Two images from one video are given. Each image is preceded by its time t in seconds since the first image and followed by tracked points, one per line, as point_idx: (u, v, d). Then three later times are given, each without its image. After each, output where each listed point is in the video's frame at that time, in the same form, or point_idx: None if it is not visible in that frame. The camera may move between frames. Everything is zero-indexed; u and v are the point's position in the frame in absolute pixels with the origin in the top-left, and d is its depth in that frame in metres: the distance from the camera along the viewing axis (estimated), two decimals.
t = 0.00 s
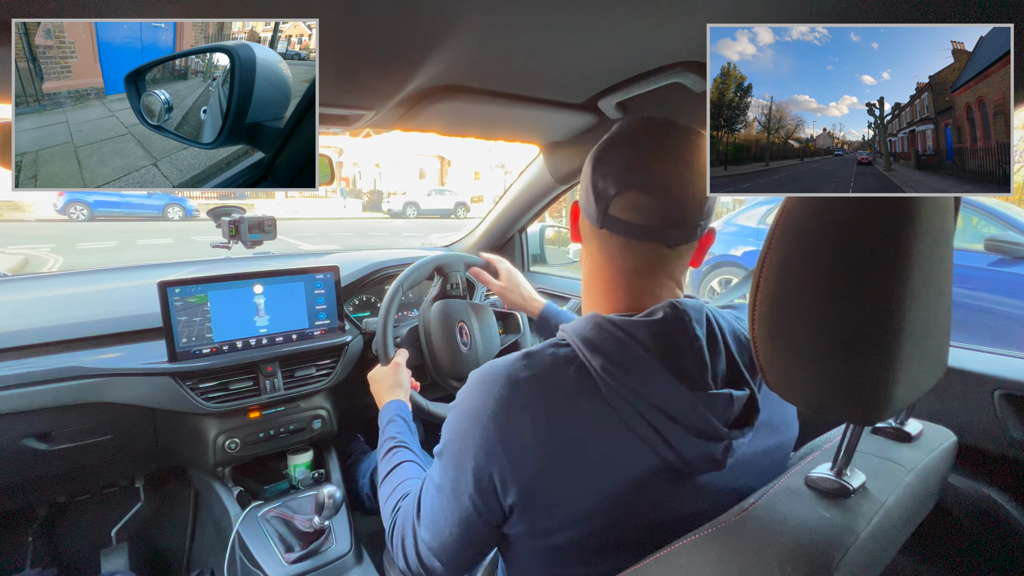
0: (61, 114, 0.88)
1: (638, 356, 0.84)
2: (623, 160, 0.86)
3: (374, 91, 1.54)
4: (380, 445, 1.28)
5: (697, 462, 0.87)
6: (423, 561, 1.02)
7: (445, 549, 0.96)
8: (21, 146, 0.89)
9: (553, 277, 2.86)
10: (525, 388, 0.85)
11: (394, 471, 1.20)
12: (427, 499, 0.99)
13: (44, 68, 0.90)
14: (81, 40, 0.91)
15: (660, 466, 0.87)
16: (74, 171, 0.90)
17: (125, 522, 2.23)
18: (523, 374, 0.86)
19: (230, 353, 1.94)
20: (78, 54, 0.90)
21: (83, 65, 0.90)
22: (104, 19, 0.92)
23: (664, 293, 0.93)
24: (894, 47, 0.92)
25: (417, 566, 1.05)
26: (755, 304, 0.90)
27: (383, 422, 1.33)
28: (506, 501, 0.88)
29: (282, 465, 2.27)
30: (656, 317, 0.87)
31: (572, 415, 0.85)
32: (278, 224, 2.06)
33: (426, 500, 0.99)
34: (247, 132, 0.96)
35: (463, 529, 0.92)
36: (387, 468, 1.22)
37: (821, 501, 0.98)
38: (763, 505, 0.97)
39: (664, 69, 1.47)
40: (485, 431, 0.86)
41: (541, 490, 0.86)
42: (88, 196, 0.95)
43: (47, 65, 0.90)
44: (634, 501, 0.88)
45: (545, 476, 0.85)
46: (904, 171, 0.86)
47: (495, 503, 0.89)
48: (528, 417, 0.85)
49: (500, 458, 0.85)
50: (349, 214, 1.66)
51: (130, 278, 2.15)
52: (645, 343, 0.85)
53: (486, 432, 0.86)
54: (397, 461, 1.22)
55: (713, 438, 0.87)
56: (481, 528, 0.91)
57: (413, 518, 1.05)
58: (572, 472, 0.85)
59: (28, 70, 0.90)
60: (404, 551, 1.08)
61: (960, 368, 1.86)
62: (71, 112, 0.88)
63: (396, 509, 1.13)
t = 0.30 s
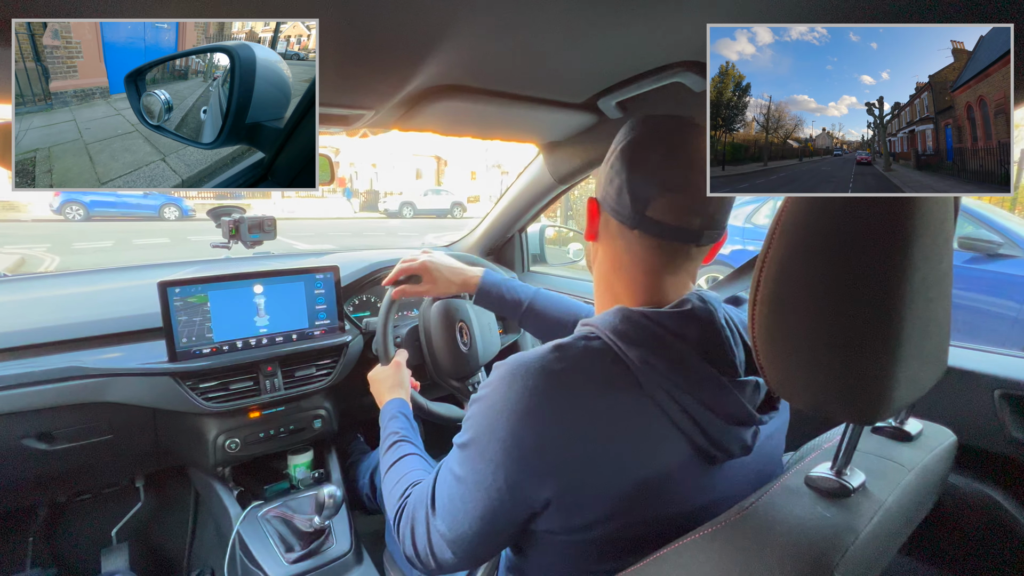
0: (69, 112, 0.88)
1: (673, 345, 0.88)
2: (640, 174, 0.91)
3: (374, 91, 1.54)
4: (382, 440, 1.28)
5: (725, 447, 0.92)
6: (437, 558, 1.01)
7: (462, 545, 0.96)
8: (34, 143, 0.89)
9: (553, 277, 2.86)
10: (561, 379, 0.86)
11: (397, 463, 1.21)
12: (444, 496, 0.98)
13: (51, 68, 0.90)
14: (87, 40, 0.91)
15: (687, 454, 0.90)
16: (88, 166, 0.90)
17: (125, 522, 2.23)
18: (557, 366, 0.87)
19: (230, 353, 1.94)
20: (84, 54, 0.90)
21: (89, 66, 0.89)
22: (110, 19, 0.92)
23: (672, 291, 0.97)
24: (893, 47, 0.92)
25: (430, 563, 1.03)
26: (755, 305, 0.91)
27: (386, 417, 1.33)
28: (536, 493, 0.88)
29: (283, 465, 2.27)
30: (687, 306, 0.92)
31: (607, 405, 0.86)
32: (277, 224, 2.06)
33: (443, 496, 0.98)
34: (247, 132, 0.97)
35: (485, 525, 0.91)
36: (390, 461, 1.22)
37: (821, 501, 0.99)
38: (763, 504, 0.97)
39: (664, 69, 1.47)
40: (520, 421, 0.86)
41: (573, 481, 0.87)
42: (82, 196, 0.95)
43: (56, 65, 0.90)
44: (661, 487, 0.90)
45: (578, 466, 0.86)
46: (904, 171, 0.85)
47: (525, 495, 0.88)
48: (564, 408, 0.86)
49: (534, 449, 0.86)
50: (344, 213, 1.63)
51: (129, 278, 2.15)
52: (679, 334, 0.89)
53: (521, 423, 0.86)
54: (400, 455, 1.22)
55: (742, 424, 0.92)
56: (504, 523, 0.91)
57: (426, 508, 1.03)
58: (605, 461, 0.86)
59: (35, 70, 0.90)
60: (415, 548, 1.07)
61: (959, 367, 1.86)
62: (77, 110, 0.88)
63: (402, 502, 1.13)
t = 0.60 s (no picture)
0: (77, 110, 0.88)
1: (695, 342, 0.93)
2: (685, 182, 0.95)
3: (374, 91, 1.54)
4: (390, 437, 1.28)
5: (743, 441, 0.97)
6: (451, 557, 1.02)
7: (478, 544, 0.96)
8: (47, 139, 0.89)
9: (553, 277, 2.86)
10: (587, 377, 0.89)
11: (405, 459, 1.21)
12: (462, 494, 0.99)
13: (56, 68, 0.90)
14: (92, 41, 0.91)
15: (699, 451, 0.94)
16: (100, 162, 0.90)
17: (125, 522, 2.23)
18: (583, 366, 0.90)
19: (230, 353, 1.94)
20: (90, 54, 0.90)
21: (94, 65, 0.89)
22: (115, 20, 0.92)
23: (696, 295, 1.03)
24: (892, 47, 0.91)
25: (444, 562, 1.04)
26: (755, 304, 0.91)
27: (393, 417, 1.32)
28: (556, 490, 0.90)
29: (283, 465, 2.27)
30: (708, 305, 0.98)
31: (630, 404, 0.89)
32: (278, 224, 2.06)
33: (460, 494, 1.00)
34: (247, 132, 0.96)
35: (504, 523, 0.93)
36: (398, 458, 1.22)
37: (821, 501, 0.98)
38: (764, 505, 0.97)
39: (664, 68, 1.47)
40: (546, 419, 0.89)
41: (595, 477, 0.89)
42: (79, 196, 0.95)
43: (60, 65, 0.90)
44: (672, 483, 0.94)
45: (599, 463, 0.89)
46: (904, 171, 0.85)
47: (548, 493, 0.90)
48: (586, 408, 0.88)
49: (558, 445, 0.88)
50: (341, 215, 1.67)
51: (128, 279, 2.15)
52: (701, 330, 0.94)
53: (547, 422, 0.89)
54: (408, 451, 1.22)
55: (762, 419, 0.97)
56: (524, 521, 0.93)
57: (441, 503, 1.04)
58: (624, 457, 0.89)
59: (40, 70, 0.90)
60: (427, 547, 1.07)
61: (960, 367, 1.86)
62: (83, 109, 0.88)
63: (412, 497, 1.14)
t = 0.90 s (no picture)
0: (83, 109, 0.88)
1: (709, 343, 0.94)
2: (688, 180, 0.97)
3: (374, 91, 1.54)
4: (399, 446, 1.27)
5: (752, 443, 1.00)
6: (458, 564, 1.02)
7: (486, 550, 0.96)
8: (59, 136, 0.88)
9: (553, 277, 2.87)
10: (599, 381, 0.90)
11: (413, 467, 1.20)
12: (471, 499, 0.99)
13: (64, 68, 0.89)
14: (98, 41, 0.91)
15: (705, 455, 0.95)
16: (111, 158, 0.90)
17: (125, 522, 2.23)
18: (595, 369, 0.91)
19: (230, 353, 1.93)
20: (96, 54, 0.90)
21: (101, 64, 0.89)
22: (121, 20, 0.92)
23: (704, 299, 1.07)
24: (891, 47, 0.92)
25: (451, 569, 1.04)
26: (755, 306, 0.90)
27: (402, 425, 1.32)
28: (566, 495, 0.90)
29: (283, 465, 2.27)
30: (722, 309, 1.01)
31: (640, 407, 0.90)
32: (278, 224, 2.06)
33: (469, 500, 1.00)
34: (247, 132, 0.96)
35: (514, 529, 0.93)
36: (406, 465, 1.22)
37: (821, 501, 0.98)
38: (765, 506, 0.97)
39: (664, 68, 1.47)
40: (558, 422, 0.90)
41: (605, 482, 0.90)
42: (76, 196, 0.94)
43: (67, 63, 0.90)
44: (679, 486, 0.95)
45: (609, 467, 0.89)
46: (903, 172, 0.85)
47: (558, 498, 0.90)
48: (599, 411, 0.89)
49: (569, 449, 0.89)
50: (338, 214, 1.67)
51: (128, 278, 2.15)
52: (713, 333, 0.96)
53: (559, 426, 0.89)
54: (416, 459, 1.22)
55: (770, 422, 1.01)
56: (533, 528, 0.92)
57: (450, 510, 1.04)
58: (634, 461, 0.90)
59: (47, 70, 0.89)
60: (434, 553, 1.07)
61: (960, 367, 1.86)
62: (89, 108, 0.88)
63: (419, 505, 1.14)
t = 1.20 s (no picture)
0: (89, 108, 0.89)
1: (717, 344, 0.96)
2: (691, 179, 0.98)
3: (374, 92, 1.54)
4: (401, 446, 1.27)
5: (758, 443, 1.01)
6: (462, 565, 1.01)
7: (491, 551, 0.96)
8: (69, 133, 0.88)
9: (553, 277, 2.87)
10: (610, 381, 0.90)
11: (415, 466, 1.20)
12: (476, 499, 0.99)
13: (71, 68, 0.90)
14: (104, 41, 0.91)
15: (711, 456, 0.95)
16: (121, 153, 0.90)
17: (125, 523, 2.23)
18: (606, 369, 0.91)
19: (230, 354, 1.93)
20: (101, 54, 0.90)
21: (107, 65, 0.89)
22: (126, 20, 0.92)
23: (711, 299, 1.07)
24: (891, 47, 0.92)
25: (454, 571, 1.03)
26: (755, 305, 0.90)
27: (404, 426, 1.32)
28: (571, 497, 0.90)
29: (283, 465, 2.27)
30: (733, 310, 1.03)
31: (649, 407, 0.90)
32: (277, 224, 2.06)
33: (474, 500, 1.00)
34: (247, 132, 0.96)
35: (521, 531, 0.93)
36: (408, 464, 1.22)
37: (821, 502, 0.98)
38: (766, 506, 0.97)
39: (664, 68, 1.47)
40: (568, 423, 0.89)
41: (612, 483, 0.90)
42: (71, 196, 0.95)
43: (73, 63, 0.90)
44: (684, 488, 0.95)
45: (618, 467, 0.89)
46: (903, 172, 0.85)
47: (565, 499, 0.90)
48: (609, 412, 0.89)
49: (577, 451, 0.89)
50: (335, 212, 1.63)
51: (127, 279, 2.15)
52: (722, 334, 0.97)
53: (570, 426, 0.89)
54: (418, 458, 1.22)
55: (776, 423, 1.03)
56: (540, 529, 0.92)
57: (454, 510, 1.04)
58: (641, 462, 0.90)
59: (53, 70, 0.89)
60: (437, 554, 1.06)
61: (960, 367, 1.86)
62: (98, 107, 0.88)
63: (423, 501, 1.14)
